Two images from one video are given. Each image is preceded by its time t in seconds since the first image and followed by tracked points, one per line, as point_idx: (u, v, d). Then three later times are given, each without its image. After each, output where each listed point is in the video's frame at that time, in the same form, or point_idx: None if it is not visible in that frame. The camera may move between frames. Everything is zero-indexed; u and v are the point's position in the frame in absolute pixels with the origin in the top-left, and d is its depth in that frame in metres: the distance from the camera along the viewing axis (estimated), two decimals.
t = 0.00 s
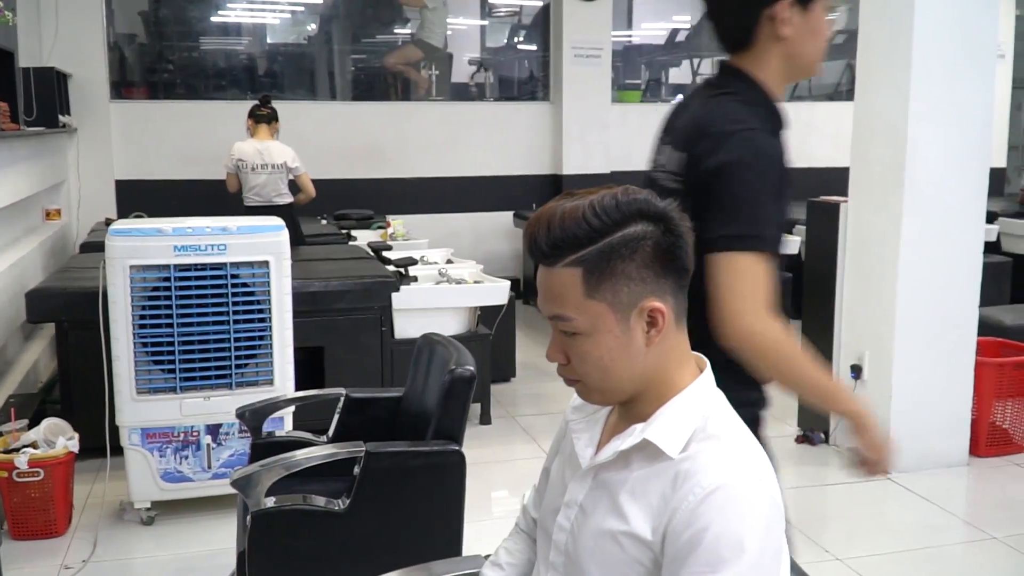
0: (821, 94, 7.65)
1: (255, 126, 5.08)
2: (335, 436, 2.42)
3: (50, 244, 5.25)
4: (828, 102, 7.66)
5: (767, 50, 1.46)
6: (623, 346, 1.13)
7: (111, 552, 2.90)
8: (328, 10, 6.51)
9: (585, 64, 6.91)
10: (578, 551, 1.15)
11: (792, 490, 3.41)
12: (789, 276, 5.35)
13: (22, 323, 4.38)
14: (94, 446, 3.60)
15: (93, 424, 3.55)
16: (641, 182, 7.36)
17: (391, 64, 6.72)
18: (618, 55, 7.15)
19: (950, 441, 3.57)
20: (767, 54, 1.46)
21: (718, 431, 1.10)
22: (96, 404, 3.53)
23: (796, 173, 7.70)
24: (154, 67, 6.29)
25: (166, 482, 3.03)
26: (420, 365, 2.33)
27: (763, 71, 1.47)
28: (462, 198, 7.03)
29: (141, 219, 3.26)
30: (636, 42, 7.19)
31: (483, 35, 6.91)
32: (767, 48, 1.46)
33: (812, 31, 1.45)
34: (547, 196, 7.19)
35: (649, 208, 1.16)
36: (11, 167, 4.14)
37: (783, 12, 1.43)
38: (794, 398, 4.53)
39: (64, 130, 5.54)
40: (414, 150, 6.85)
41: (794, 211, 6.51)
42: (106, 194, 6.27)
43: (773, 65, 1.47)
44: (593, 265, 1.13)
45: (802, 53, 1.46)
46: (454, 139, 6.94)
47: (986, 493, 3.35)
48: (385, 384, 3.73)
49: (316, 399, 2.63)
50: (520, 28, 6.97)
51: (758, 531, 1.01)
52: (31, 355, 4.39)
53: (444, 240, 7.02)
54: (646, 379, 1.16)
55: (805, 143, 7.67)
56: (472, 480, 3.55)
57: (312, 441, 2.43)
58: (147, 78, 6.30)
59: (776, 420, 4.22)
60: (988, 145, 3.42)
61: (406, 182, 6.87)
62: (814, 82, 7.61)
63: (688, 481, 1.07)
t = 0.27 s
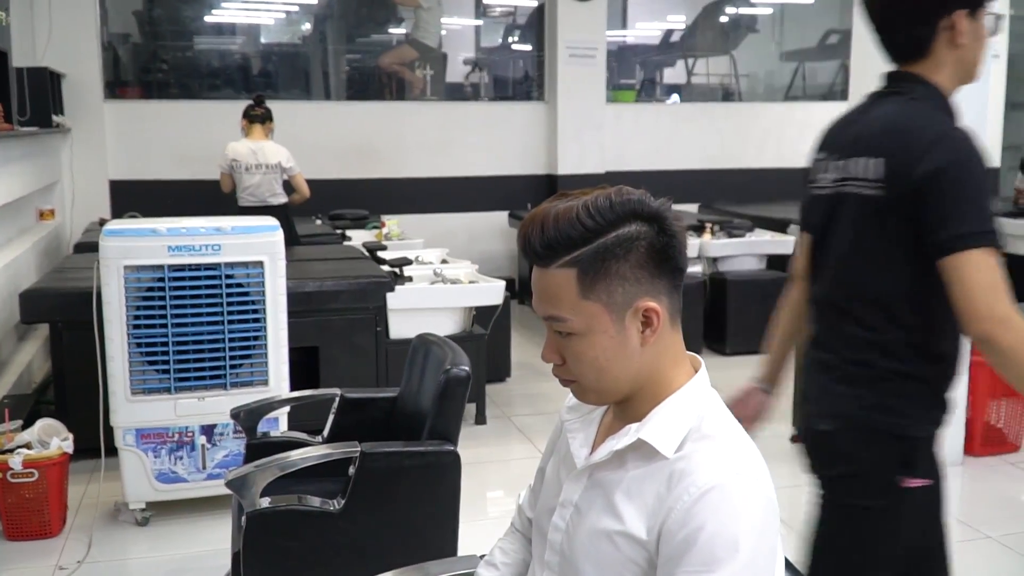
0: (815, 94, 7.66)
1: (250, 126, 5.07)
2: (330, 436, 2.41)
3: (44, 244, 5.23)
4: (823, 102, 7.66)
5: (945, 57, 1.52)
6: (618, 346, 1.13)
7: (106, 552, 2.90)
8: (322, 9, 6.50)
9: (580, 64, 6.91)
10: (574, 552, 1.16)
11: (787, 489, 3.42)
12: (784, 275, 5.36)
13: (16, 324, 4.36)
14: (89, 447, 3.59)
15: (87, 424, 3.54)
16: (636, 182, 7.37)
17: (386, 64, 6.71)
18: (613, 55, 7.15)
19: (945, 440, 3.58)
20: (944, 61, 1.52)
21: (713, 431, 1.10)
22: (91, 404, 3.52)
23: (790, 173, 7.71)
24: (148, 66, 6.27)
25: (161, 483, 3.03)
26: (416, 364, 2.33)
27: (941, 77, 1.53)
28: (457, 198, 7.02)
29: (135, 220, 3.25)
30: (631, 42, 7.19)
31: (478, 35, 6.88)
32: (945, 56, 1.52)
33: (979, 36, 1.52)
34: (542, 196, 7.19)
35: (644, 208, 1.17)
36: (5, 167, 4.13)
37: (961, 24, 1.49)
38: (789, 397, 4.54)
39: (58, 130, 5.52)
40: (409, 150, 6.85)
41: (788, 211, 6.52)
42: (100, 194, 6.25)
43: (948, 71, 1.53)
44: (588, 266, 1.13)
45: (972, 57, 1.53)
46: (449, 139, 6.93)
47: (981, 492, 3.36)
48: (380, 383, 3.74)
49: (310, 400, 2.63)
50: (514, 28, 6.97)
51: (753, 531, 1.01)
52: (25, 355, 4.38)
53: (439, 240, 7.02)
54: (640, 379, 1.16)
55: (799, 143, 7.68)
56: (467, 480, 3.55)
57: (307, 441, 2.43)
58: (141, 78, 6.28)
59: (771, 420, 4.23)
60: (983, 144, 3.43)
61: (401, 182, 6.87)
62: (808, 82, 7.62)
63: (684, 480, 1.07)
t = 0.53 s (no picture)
0: (811, 94, 7.66)
1: (245, 124, 5.06)
2: (326, 435, 2.41)
3: (39, 243, 5.22)
4: (819, 102, 7.67)
5: None
6: (615, 344, 1.13)
7: (102, 552, 2.89)
8: (318, 9, 6.49)
9: (575, 63, 6.91)
10: (571, 550, 1.15)
11: (782, 488, 3.43)
12: (780, 274, 5.36)
13: (11, 323, 4.35)
14: (84, 446, 3.59)
15: (82, 424, 3.53)
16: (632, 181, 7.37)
17: (381, 63, 6.70)
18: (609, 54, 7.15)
19: (941, 439, 3.59)
20: None
21: (711, 429, 1.10)
22: (85, 402, 3.51)
23: (786, 172, 7.72)
24: (143, 66, 6.26)
25: (156, 482, 3.02)
26: (412, 363, 2.33)
27: None
28: (452, 197, 7.02)
29: (129, 219, 3.24)
30: (627, 41, 7.19)
31: (473, 35, 6.88)
32: None
33: None
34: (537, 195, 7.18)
35: (642, 205, 1.16)
36: None
37: None
38: (785, 396, 4.54)
39: (52, 129, 5.50)
40: (404, 149, 6.84)
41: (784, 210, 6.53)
42: (95, 194, 6.24)
43: None
44: (585, 263, 1.13)
45: None
46: (445, 138, 6.93)
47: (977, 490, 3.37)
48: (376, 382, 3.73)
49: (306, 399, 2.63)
50: (510, 27, 6.96)
51: (752, 530, 1.01)
52: (20, 354, 4.36)
53: (434, 239, 7.02)
54: (637, 376, 1.16)
55: (795, 142, 7.69)
56: (464, 479, 3.55)
57: (303, 440, 2.42)
58: (136, 77, 6.27)
59: (768, 418, 4.23)
60: (979, 144, 3.43)
61: (396, 181, 6.86)
62: (804, 81, 7.62)
63: (683, 478, 1.07)
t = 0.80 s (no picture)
0: (808, 92, 7.67)
1: (242, 123, 5.05)
2: (324, 433, 2.40)
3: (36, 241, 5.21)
4: (816, 100, 7.67)
5: None
6: (615, 340, 1.13)
7: (99, 550, 2.88)
8: (316, 7, 6.47)
9: (573, 61, 6.90)
10: (570, 547, 1.15)
11: (781, 486, 3.43)
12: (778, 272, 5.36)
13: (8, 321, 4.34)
14: (82, 445, 3.58)
15: (79, 423, 3.52)
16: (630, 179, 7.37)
17: (379, 61, 6.69)
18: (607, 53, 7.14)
19: (939, 437, 3.59)
20: None
21: (711, 426, 1.10)
22: (83, 400, 3.50)
23: (784, 170, 7.72)
24: (141, 64, 6.25)
25: (154, 481, 3.01)
26: (410, 361, 2.32)
27: None
28: (450, 196, 7.02)
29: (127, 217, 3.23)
30: (625, 40, 7.17)
31: (471, 33, 6.86)
32: None
33: None
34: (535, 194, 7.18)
35: (642, 201, 1.16)
36: None
37: None
38: (783, 394, 4.54)
39: (49, 127, 5.49)
40: (402, 147, 6.84)
41: (782, 208, 6.53)
42: (92, 192, 6.23)
43: None
44: (585, 260, 1.12)
45: None
46: (443, 136, 6.92)
47: (976, 488, 3.37)
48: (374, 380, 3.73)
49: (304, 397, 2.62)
50: (508, 25, 6.95)
51: (752, 526, 1.00)
52: (17, 353, 4.35)
53: (432, 238, 7.01)
54: (636, 373, 1.15)
55: (793, 140, 7.69)
56: (462, 478, 3.54)
57: (301, 438, 2.41)
58: (133, 76, 6.26)
59: (766, 417, 4.23)
60: (977, 142, 3.43)
61: (394, 179, 6.86)
62: (802, 79, 7.62)
63: (683, 475, 1.06)
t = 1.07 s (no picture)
0: (803, 91, 7.68)
1: (237, 121, 5.04)
2: (319, 432, 2.40)
3: (31, 240, 5.19)
4: (811, 98, 7.69)
5: None
6: (609, 338, 1.13)
7: (95, 549, 2.88)
8: (311, 6, 6.47)
9: (569, 60, 6.90)
10: (564, 545, 1.15)
11: (776, 484, 3.44)
12: (773, 270, 5.37)
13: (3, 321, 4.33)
14: (77, 444, 3.57)
15: (74, 422, 3.52)
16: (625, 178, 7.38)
17: (374, 60, 6.69)
18: (603, 51, 7.15)
19: (934, 434, 3.60)
20: None
21: (704, 423, 1.10)
22: (78, 399, 3.50)
23: (779, 168, 7.73)
24: (135, 63, 6.24)
25: (150, 480, 3.01)
26: (405, 360, 2.32)
27: None
28: (446, 194, 7.02)
29: (121, 216, 3.23)
30: (620, 38, 7.18)
31: (466, 32, 6.86)
32: None
33: None
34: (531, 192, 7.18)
35: (636, 200, 1.16)
36: None
37: None
38: (778, 392, 4.56)
39: (44, 126, 5.47)
40: (398, 146, 6.83)
41: (777, 206, 6.54)
42: (87, 191, 6.22)
43: None
44: (579, 257, 1.13)
45: None
46: (439, 135, 6.92)
47: (969, 486, 3.38)
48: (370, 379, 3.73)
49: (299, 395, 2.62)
50: (503, 24, 6.95)
51: (745, 523, 1.01)
52: (11, 352, 4.34)
53: (428, 236, 7.01)
54: (631, 371, 1.16)
55: (788, 138, 7.70)
56: (457, 476, 3.55)
57: (296, 437, 2.41)
58: (128, 74, 6.25)
59: (761, 415, 4.24)
60: (970, 141, 3.44)
61: (390, 178, 6.85)
62: (797, 78, 7.64)
63: (676, 472, 1.07)
